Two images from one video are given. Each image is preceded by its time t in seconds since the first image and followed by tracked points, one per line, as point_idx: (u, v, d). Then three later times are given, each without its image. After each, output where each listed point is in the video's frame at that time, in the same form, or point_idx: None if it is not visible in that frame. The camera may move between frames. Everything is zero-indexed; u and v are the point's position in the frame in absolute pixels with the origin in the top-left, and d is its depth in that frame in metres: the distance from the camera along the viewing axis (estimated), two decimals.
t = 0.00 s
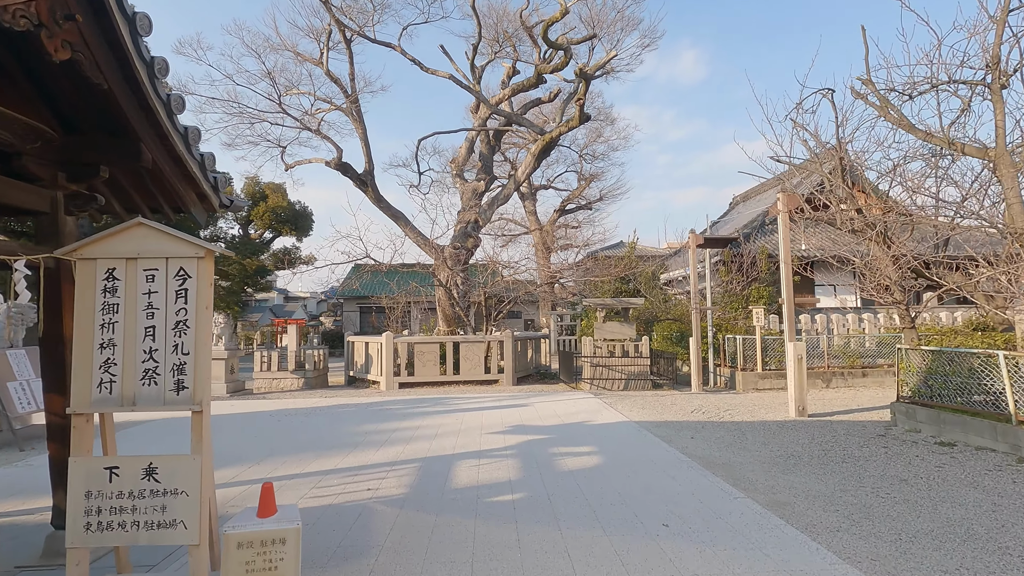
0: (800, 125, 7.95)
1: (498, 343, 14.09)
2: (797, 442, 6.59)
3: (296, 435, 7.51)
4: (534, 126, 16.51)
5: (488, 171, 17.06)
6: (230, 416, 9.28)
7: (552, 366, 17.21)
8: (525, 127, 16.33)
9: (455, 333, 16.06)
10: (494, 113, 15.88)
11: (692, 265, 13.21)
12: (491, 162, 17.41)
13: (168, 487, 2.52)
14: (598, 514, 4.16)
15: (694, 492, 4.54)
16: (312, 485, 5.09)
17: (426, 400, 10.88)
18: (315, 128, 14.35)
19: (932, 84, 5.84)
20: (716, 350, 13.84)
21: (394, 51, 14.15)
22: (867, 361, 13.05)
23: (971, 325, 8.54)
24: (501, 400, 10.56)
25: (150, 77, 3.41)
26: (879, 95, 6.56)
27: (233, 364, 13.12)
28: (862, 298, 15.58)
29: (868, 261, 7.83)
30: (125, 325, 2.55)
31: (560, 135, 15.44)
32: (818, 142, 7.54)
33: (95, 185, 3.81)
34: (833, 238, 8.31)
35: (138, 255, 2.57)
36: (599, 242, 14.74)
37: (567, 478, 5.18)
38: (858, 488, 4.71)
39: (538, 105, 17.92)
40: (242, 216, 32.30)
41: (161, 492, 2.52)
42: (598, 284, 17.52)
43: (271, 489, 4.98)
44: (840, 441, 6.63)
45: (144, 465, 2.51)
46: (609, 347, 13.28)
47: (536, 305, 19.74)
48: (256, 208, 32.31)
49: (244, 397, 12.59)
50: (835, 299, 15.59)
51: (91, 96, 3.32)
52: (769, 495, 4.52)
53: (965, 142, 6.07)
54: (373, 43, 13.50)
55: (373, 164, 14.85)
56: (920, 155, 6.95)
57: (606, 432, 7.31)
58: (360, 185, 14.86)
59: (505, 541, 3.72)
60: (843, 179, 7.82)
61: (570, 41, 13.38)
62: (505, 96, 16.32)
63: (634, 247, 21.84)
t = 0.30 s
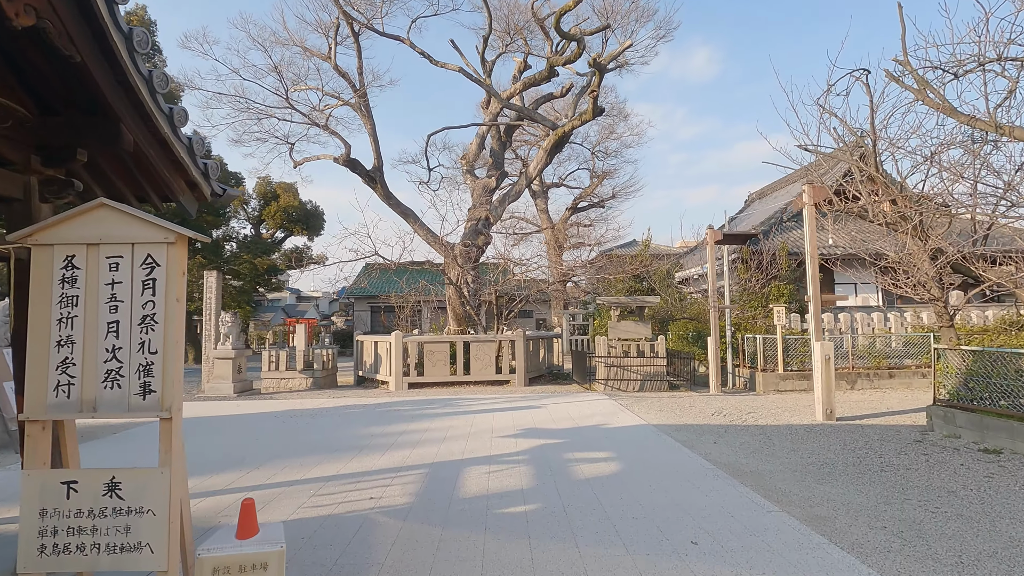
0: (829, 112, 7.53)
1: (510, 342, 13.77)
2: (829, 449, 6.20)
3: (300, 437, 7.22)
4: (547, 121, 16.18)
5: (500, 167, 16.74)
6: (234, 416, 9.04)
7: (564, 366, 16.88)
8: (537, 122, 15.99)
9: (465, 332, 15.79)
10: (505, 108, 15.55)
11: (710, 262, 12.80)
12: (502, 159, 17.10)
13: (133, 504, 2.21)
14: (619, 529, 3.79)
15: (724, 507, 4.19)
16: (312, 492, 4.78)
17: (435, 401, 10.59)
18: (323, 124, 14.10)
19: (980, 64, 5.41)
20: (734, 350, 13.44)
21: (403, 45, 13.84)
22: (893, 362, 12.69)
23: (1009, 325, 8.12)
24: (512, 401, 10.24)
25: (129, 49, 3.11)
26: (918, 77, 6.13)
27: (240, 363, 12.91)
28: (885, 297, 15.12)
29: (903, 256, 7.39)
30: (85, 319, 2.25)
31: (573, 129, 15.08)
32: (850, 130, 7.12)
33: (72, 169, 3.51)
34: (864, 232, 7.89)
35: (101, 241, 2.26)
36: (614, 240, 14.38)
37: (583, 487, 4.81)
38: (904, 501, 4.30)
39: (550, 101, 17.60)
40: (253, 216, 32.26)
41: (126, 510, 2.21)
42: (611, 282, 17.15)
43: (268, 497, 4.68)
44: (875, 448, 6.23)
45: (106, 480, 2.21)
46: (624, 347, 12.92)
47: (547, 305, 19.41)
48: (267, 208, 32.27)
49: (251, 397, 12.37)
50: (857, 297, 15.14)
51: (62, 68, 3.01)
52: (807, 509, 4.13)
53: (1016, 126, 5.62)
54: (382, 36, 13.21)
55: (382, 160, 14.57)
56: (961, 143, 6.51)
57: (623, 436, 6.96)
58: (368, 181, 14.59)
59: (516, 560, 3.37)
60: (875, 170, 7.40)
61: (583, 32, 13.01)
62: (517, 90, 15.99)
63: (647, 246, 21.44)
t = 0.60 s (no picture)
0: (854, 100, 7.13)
1: (515, 343, 13.43)
2: (856, 458, 5.84)
3: (295, 443, 6.90)
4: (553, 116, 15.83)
5: (504, 164, 16.38)
6: (229, 420, 8.73)
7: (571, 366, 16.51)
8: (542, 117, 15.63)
9: (469, 332, 15.48)
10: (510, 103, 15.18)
11: (721, 261, 12.40)
12: (506, 155, 16.74)
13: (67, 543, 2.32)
14: (638, 554, 3.41)
15: (752, 526, 3.83)
16: (303, 508, 4.42)
17: (437, 403, 10.26)
18: (324, 119, 13.76)
19: None
20: (745, 351, 13.06)
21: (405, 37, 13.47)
22: (911, 363, 12.36)
23: None
24: (518, 404, 9.89)
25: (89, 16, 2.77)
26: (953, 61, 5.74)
27: (238, 364, 12.59)
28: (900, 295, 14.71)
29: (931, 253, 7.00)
30: (14, 324, 2.33)
31: (580, 124, 14.71)
32: (876, 119, 6.73)
33: (31, 154, 3.17)
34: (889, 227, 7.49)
35: (33, 233, 2.36)
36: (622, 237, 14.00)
37: (597, 503, 4.43)
38: (950, 521, 3.93)
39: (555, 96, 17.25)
40: (256, 214, 31.96)
41: (58, 552, 2.32)
42: (618, 281, 16.76)
43: (257, 512, 4.34)
44: (905, 457, 5.86)
45: (37, 517, 2.32)
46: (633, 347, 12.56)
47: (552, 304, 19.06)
48: (270, 206, 31.96)
49: (249, 398, 12.05)
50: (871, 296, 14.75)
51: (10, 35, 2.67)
52: (844, 530, 3.76)
53: None
54: (383, 27, 12.85)
55: (383, 156, 14.22)
56: (996, 132, 6.12)
57: (635, 444, 6.59)
58: (369, 177, 14.25)
59: None
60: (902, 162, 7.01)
61: (590, 23, 12.61)
62: (522, 85, 15.62)
63: (654, 244, 21.06)
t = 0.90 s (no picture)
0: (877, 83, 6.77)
1: (517, 340, 13.10)
2: (882, 462, 5.50)
3: (288, 444, 6.57)
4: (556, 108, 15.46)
5: (506, 157, 16.01)
6: (221, 419, 8.40)
7: (574, 365, 16.18)
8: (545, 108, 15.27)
9: (470, 329, 15.16)
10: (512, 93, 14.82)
11: (731, 256, 12.04)
12: (508, 148, 16.37)
13: None
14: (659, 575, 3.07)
15: (782, 540, 3.50)
16: (292, 517, 4.08)
17: (437, 402, 9.95)
18: (321, 110, 13.41)
19: None
20: (754, 348, 12.71)
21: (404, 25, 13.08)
22: (925, 361, 12.02)
23: None
24: (521, 403, 9.56)
25: None
26: (988, 38, 5.37)
27: (233, 361, 12.25)
28: (911, 292, 14.39)
29: (959, 245, 6.62)
30: None
31: (584, 115, 14.33)
32: (901, 102, 6.38)
33: None
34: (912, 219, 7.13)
35: None
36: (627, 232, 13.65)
37: (609, 513, 4.09)
38: (998, 534, 3.58)
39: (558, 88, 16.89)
40: (255, 211, 31.64)
41: None
42: (621, 277, 16.40)
43: (242, 522, 3.99)
44: (935, 461, 5.52)
45: None
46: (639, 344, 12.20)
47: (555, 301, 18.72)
48: (269, 202, 31.64)
49: (244, 397, 11.70)
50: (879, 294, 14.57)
51: None
52: (883, 546, 3.41)
53: None
54: (381, 15, 12.48)
55: (382, 149, 13.86)
56: None
57: (646, 446, 6.27)
58: (368, 170, 13.89)
59: None
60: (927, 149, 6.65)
61: (595, 10, 12.23)
62: (524, 75, 15.24)
63: (658, 240, 20.69)
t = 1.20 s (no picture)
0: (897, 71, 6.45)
1: (517, 340, 12.78)
2: (905, 472, 5.18)
3: (275, 451, 6.23)
4: (557, 103, 15.14)
5: (506, 153, 15.68)
6: (210, 423, 8.08)
7: (576, 365, 15.86)
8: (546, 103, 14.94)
9: (469, 329, 14.84)
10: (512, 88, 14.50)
11: (737, 253, 11.70)
12: (508, 144, 16.05)
13: None
14: None
15: (810, 563, 3.18)
16: (273, 536, 3.74)
17: (434, 405, 9.63)
18: (316, 105, 13.08)
19: None
20: (761, 348, 12.39)
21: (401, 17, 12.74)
22: (937, 361, 11.72)
23: None
24: (522, 406, 9.25)
25: None
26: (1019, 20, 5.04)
27: (226, 363, 11.92)
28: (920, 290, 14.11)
29: (984, 241, 6.29)
30: None
31: (586, 110, 14.00)
32: (922, 91, 6.06)
33: None
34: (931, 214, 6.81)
35: None
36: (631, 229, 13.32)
37: (619, 531, 3.76)
38: None
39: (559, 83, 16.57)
40: (253, 209, 31.36)
41: None
42: (624, 275, 16.07)
43: (217, 542, 3.65)
44: (963, 470, 5.19)
45: None
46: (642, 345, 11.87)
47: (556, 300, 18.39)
48: (267, 201, 31.34)
49: (236, 399, 11.38)
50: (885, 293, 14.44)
51: None
52: (922, 572, 3.10)
53: None
54: (377, 6, 12.15)
55: (379, 145, 13.53)
56: None
57: (653, 453, 5.94)
58: (364, 167, 13.56)
59: None
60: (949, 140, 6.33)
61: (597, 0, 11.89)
62: (525, 69, 14.90)
63: (661, 237, 20.37)
